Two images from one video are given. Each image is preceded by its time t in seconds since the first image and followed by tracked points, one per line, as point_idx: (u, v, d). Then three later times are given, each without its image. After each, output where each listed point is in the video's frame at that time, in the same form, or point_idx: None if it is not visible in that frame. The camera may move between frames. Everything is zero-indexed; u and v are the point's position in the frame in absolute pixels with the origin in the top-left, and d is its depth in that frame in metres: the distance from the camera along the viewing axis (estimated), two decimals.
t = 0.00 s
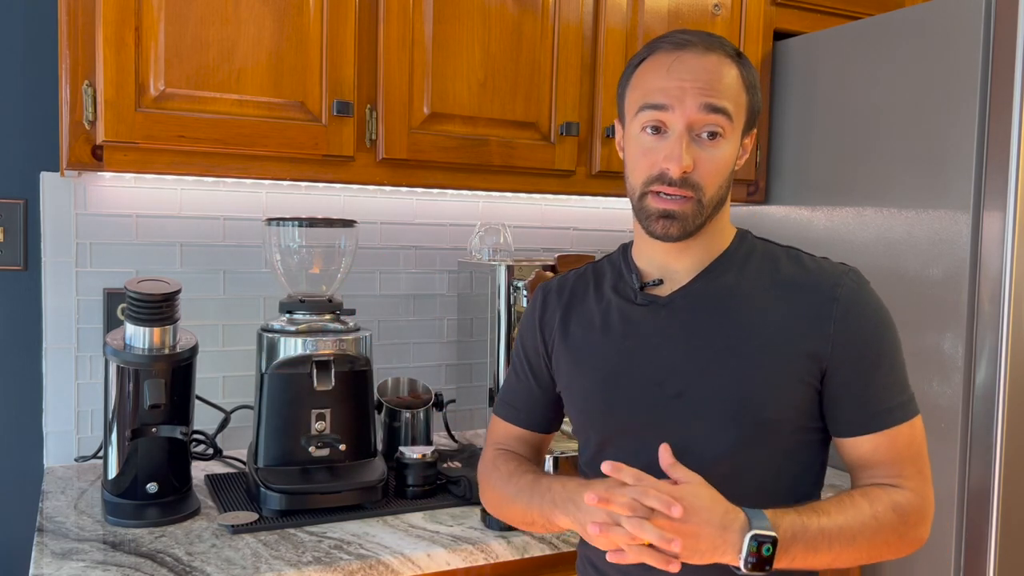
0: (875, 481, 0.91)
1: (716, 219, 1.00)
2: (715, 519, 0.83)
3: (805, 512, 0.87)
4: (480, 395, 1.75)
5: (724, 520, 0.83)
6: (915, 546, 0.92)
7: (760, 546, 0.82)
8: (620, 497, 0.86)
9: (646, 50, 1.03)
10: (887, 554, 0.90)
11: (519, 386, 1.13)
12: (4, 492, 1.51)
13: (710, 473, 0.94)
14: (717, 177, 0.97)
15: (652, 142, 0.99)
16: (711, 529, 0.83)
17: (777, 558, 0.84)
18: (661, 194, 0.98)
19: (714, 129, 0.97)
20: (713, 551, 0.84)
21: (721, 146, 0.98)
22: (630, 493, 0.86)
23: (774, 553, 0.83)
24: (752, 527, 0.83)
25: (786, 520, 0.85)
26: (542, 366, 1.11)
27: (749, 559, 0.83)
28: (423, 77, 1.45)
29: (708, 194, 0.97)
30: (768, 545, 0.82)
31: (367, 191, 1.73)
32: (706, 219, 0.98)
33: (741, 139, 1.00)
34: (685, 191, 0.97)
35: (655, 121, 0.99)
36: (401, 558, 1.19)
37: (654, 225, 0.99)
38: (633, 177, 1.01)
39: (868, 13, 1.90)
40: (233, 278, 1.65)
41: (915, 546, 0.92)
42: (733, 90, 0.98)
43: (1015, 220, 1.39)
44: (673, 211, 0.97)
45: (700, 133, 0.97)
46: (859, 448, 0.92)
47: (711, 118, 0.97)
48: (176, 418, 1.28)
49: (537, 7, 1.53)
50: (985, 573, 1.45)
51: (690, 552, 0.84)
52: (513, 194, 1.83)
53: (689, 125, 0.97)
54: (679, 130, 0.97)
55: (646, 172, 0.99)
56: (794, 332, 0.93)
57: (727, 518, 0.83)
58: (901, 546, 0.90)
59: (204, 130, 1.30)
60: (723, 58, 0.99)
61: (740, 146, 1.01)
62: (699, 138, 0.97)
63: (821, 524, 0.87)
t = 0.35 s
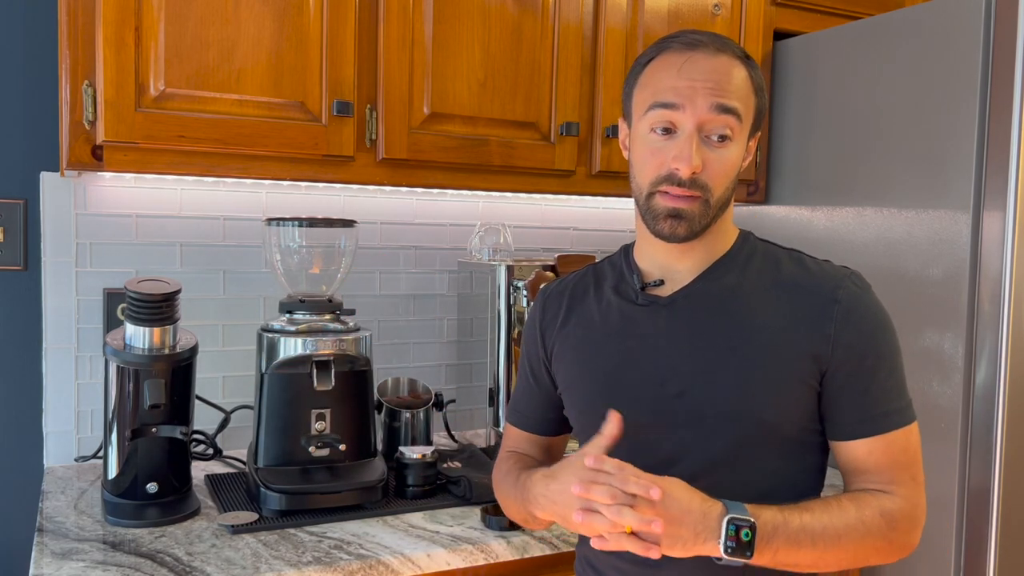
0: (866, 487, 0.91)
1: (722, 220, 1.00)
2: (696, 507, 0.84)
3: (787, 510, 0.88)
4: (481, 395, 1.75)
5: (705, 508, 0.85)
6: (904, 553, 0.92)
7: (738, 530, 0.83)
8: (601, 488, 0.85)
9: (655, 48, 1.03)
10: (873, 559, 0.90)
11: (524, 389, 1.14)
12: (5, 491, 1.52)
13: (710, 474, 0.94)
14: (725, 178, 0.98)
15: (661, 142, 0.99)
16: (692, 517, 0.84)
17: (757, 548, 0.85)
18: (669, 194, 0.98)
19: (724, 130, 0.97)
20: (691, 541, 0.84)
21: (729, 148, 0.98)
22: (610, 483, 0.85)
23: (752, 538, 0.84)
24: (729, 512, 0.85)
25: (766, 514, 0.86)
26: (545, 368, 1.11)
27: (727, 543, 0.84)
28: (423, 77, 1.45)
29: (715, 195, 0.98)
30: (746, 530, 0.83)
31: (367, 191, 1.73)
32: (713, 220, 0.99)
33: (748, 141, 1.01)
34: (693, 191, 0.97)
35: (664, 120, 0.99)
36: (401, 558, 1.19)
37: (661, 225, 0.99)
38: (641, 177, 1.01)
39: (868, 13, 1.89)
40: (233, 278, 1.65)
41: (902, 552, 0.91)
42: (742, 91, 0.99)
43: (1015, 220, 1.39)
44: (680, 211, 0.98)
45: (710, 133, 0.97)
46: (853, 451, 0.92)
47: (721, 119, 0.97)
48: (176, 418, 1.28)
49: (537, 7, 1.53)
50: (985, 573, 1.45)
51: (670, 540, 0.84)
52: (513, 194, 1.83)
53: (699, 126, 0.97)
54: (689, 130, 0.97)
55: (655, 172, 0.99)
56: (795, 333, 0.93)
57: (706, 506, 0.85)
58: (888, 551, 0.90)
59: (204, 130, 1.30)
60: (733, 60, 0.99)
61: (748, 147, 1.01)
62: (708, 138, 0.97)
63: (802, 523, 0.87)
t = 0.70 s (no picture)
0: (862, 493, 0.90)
1: (702, 220, 0.99)
2: (673, 501, 0.86)
3: (773, 508, 0.88)
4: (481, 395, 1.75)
5: (683, 502, 0.86)
6: (899, 565, 0.90)
7: (717, 517, 0.84)
8: (574, 508, 0.87)
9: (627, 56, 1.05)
10: (862, 568, 0.89)
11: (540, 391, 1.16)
12: (5, 491, 1.52)
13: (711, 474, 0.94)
14: (694, 173, 0.97)
15: (629, 146, 1.00)
16: (671, 512, 0.85)
17: (738, 541, 0.85)
18: (639, 197, 0.99)
19: (688, 126, 0.97)
20: (675, 535, 0.85)
21: (698, 142, 0.97)
22: (581, 501, 0.87)
23: (733, 526, 0.85)
24: (708, 501, 0.86)
25: (750, 509, 0.87)
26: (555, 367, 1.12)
27: (707, 531, 0.84)
28: (423, 77, 1.45)
29: (686, 193, 0.97)
30: (726, 517, 0.84)
31: (366, 191, 1.73)
32: (690, 217, 0.98)
33: (725, 132, 0.99)
34: (660, 191, 0.97)
35: (630, 125, 1.00)
36: (401, 558, 1.19)
37: (638, 228, 1.00)
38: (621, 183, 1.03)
39: (868, 13, 1.89)
40: (233, 278, 1.65)
41: (897, 563, 0.90)
42: (708, 84, 0.97)
43: (1015, 221, 1.39)
44: (652, 212, 0.98)
45: (673, 131, 0.97)
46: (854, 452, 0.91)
47: (683, 114, 0.97)
48: (176, 418, 1.28)
49: (537, 7, 1.53)
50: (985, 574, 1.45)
51: (657, 538, 0.85)
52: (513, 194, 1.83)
53: (661, 126, 0.98)
54: (651, 131, 0.98)
55: (626, 177, 1.00)
56: (797, 334, 0.93)
57: (684, 500, 0.86)
58: (879, 561, 0.89)
59: (205, 130, 1.30)
60: (708, 59, 0.98)
61: (727, 139, 0.99)
62: (672, 136, 0.97)
63: (787, 521, 0.87)
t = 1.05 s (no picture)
0: (874, 506, 0.90)
1: (653, 222, 1.03)
2: (674, 525, 0.88)
3: (777, 528, 0.89)
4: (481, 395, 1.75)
5: (683, 527, 0.88)
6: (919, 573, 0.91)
7: (714, 548, 0.86)
8: (575, 516, 0.90)
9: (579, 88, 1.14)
10: None
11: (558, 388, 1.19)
12: (5, 491, 1.52)
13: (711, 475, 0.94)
14: (619, 179, 1.02)
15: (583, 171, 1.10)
16: (669, 536, 0.88)
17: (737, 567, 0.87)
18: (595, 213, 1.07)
19: (601, 138, 1.03)
20: (671, 559, 0.88)
21: (614, 149, 1.03)
22: (586, 511, 0.90)
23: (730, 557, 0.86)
24: (707, 530, 0.87)
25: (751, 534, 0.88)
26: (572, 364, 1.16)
27: (704, 561, 0.87)
28: (423, 77, 1.45)
29: (620, 199, 1.03)
30: (722, 548, 0.86)
31: (366, 191, 1.73)
32: (632, 219, 1.03)
33: (643, 130, 1.02)
34: (601, 204, 1.05)
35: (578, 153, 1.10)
36: (401, 558, 1.19)
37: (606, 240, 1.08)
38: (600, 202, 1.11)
39: (868, 13, 1.90)
40: (233, 278, 1.65)
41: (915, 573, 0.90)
42: (610, 95, 1.03)
43: (1016, 220, 1.39)
44: (604, 224, 1.06)
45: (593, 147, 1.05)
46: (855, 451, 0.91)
47: (594, 130, 1.04)
48: (176, 418, 1.28)
49: (537, 7, 1.53)
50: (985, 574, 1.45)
51: (650, 560, 0.89)
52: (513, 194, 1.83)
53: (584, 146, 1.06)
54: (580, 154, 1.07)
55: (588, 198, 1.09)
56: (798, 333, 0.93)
57: (685, 524, 0.88)
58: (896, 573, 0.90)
59: (205, 130, 1.30)
60: (608, 76, 1.05)
61: (650, 134, 1.01)
62: (594, 152, 1.05)
63: (792, 542, 0.88)
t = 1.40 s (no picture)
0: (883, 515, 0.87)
1: (679, 219, 1.03)
2: (660, 525, 0.90)
3: (768, 541, 0.87)
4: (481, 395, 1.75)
5: (670, 527, 0.90)
6: None
7: (696, 549, 0.87)
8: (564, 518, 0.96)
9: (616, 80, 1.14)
10: None
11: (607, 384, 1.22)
12: (5, 491, 1.52)
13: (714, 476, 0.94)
14: (639, 179, 1.03)
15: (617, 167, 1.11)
16: (654, 534, 0.90)
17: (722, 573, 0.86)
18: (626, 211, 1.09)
19: (623, 138, 1.04)
20: (655, 559, 0.90)
21: (635, 149, 1.03)
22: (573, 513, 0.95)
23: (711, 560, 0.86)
24: (690, 531, 0.88)
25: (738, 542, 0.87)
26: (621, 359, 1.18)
27: (685, 562, 0.87)
28: (423, 77, 1.44)
29: (642, 199, 1.04)
30: (705, 550, 0.87)
31: (366, 191, 1.73)
32: (654, 219, 1.04)
33: (662, 129, 1.01)
34: (627, 203, 1.07)
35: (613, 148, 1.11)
36: (401, 558, 1.19)
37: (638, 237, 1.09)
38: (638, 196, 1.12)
39: (868, 13, 1.90)
40: (233, 278, 1.65)
41: None
42: (630, 94, 1.03)
43: (1015, 220, 1.40)
44: (632, 222, 1.07)
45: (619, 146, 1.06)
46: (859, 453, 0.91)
47: (618, 130, 1.05)
48: (176, 418, 1.28)
49: (537, 7, 1.53)
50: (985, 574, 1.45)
51: (635, 559, 0.91)
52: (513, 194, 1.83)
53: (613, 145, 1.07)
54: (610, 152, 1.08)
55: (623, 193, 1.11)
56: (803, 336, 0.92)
57: (672, 525, 0.90)
58: None
59: (205, 130, 1.30)
60: (631, 73, 1.04)
61: (669, 133, 1.00)
62: (619, 151, 1.06)
63: (781, 557, 0.85)
